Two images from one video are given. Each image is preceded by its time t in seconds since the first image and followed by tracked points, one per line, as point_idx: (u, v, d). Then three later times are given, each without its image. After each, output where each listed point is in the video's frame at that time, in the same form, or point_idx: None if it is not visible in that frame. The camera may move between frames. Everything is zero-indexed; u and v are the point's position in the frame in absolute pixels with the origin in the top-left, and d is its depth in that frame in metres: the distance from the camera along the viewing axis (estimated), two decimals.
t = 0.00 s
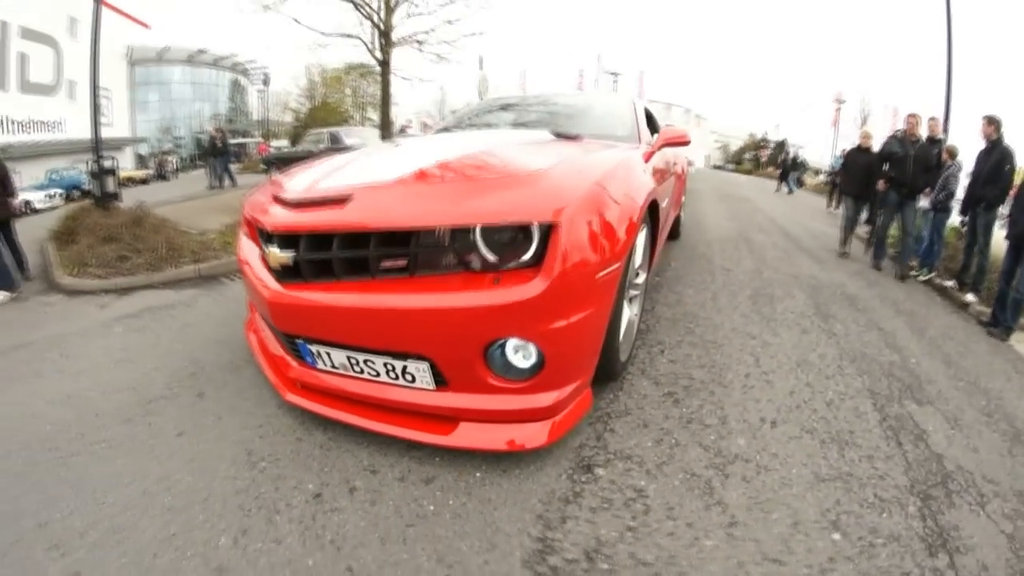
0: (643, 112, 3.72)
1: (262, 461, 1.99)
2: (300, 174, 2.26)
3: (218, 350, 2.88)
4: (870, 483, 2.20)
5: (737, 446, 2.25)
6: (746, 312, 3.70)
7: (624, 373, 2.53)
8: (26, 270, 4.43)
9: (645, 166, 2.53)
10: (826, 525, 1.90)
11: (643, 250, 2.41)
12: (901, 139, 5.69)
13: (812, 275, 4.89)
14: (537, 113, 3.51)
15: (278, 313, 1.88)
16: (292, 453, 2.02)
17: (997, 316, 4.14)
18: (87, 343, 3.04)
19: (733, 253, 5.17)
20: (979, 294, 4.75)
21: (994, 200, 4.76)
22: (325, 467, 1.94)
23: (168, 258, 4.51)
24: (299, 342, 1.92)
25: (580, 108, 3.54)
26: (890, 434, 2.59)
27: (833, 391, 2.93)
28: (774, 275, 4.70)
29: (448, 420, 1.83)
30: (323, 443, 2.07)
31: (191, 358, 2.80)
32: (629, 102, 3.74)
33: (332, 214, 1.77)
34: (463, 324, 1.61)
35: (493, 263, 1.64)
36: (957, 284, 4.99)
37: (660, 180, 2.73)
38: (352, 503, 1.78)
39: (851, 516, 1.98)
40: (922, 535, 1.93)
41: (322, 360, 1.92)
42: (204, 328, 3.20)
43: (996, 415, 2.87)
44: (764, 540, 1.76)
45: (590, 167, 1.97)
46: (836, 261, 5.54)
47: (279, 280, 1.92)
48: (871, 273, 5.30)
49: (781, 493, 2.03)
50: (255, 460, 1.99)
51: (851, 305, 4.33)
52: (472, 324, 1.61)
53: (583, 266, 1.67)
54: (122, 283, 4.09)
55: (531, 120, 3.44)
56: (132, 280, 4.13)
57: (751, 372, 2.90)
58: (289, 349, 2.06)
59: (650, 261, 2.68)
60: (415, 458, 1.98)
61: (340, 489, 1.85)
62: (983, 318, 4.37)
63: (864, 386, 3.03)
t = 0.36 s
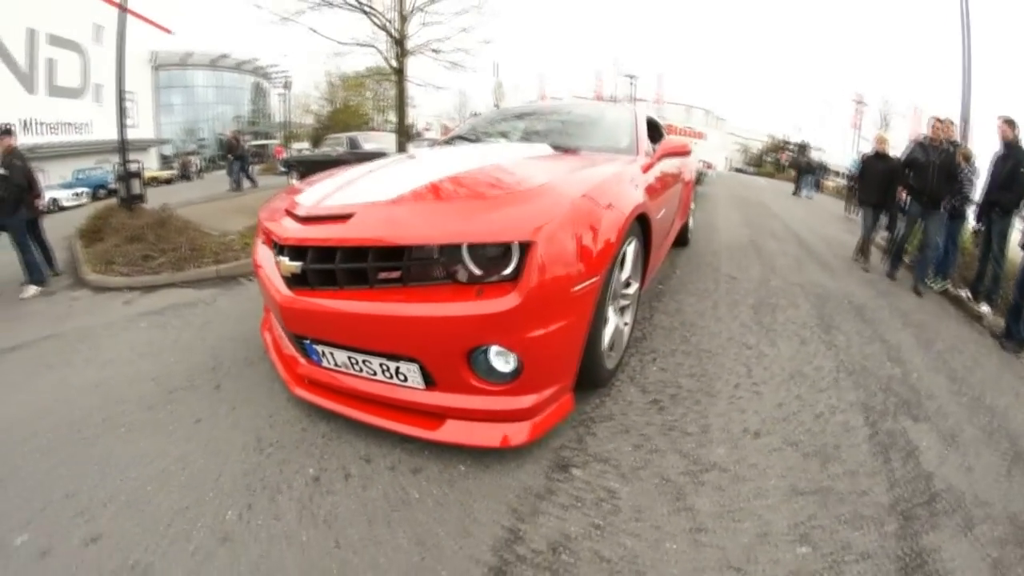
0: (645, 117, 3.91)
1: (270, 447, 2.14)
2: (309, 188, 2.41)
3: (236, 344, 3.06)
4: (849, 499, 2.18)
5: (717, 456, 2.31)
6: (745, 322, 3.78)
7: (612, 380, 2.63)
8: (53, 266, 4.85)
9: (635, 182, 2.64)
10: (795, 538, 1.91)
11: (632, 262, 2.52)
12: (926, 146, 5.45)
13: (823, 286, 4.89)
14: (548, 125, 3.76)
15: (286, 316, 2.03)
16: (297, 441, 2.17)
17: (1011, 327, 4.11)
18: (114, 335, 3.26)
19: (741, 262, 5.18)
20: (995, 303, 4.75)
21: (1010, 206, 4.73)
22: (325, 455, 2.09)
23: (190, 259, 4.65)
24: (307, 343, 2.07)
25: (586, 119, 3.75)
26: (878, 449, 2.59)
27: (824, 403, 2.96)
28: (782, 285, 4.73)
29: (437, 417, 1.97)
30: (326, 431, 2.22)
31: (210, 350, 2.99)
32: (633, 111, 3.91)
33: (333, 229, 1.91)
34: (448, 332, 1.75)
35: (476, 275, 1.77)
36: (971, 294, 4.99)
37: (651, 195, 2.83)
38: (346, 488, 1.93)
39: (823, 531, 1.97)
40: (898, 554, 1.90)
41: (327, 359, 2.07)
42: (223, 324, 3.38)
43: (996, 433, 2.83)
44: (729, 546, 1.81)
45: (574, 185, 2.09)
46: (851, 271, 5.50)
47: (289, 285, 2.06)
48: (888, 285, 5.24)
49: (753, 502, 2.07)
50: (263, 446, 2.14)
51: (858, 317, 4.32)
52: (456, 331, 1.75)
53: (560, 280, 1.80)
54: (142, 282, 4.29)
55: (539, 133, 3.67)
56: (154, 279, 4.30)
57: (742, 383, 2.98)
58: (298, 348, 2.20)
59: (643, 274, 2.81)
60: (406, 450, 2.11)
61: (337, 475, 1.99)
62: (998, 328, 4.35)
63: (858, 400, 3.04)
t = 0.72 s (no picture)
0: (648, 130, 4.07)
1: (275, 433, 2.33)
2: (319, 200, 2.62)
3: (250, 338, 3.25)
4: (814, 519, 2.20)
5: (688, 467, 2.40)
6: (738, 338, 3.87)
7: (594, 388, 2.78)
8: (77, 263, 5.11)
9: (622, 201, 2.80)
10: (750, 551, 1.97)
11: (616, 278, 2.68)
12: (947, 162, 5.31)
13: (827, 305, 4.92)
14: (562, 135, 3.99)
15: (291, 317, 2.23)
16: (299, 429, 2.35)
17: (1016, 356, 3.99)
18: (138, 325, 3.51)
19: (745, 278, 5.21)
20: (1002, 330, 4.65)
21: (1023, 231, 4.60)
22: (322, 442, 2.27)
23: (209, 258, 4.74)
24: (309, 341, 2.27)
25: (594, 132, 3.95)
26: (854, 472, 2.59)
27: (805, 423, 2.99)
28: (784, 302, 4.79)
29: (422, 415, 2.16)
30: (326, 420, 2.42)
31: (226, 341, 3.21)
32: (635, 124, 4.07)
33: (335, 240, 2.11)
34: (432, 337, 1.94)
35: (460, 287, 1.96)
36: (979, 319, 4.91)
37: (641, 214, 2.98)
38: (337, 473, 2.11)
39: (781, 547, 2.02)
40: None
41: (326, 356, 2.26)
42: (238, 318, 3.58)
43: (985, 464, 2.76)
44: (680, 553, 1.91)
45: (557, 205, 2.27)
46: (862, 291, 5.47)
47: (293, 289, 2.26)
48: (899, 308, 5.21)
49: (713, 514, 2.14)
50: (269, 432, 2.33)
51: (857, 338, 4.34)
52: (440, 336, 1.93)
53: (535, 293, 1.98)
54: (162, 280, 4.43)
55: (550, 144, 3.90)
56: (174, 278, 4.43)
57: (724, 398, 3.06)
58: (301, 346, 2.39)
59: (631, 289, 2.98)
60: (395, 441, 2.28)
61: (331, 461, 2.17)
62: (1004, 355, 4.24)
63: (840, 421, 3.06)
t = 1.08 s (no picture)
0: (652, 140, 4.26)
1: (286, 427, 2.52)
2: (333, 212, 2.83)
3: (267, 336, 3.44)
4: (795, 529, 2.24)
5: (672, 473, 2.48)
6: (737, 347, 3.93)
7: (588, 395, 2.91)
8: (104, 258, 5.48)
9: (619, 215, 2.93)
10: (724, 557, 2.04)
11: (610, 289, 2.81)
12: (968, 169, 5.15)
13: (834, 314, 4.92)
14: (577, 145, 4.24)
15: (304, 321, 2.42)
16: (309, 424, 2.53)
17: None
18: (163, 322, 3.73)
19: (753, 286, 5.24)
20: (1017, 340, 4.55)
21: None
22: (329, 437, 2.45)
23: (231, 260, 4.90)
24: (319, 342, 2.45)
25: (602, 143, 4.16)
26: (842, 484, 2.60)
27: (797, 433, 3.00)
28: (791, 311, 4.82)
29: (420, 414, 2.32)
30: (335, 415, 2.60)
31: (244, 339, 3.40)
32: (637, 137, 4.26)
33: (343, 250, 2.30)
34: (428, 342, 2.11)
35: (454, 297, 2.12)
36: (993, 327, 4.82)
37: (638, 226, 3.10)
38: (341, 465, 2.28)
39: (755, 554, 2.07)
40: None
41: (334, 357, 2.44)
42: (257, 317, 3.77)
43: (984, 477, 2.77)
44: (654, 555, 2.00)
45: (549, 220, 2.41)
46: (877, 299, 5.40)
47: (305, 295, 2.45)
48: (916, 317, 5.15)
49: (691, 519, 2.21)
50: (281, 426, 2.52)
51: (863, 348, 4.35)
52: (434, 342, 2.10)
53: (523, 303, 2.13)
54: (187, 278, 4.63)
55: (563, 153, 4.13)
56: (199, 277, 4.62)
57: (716, 406, 3.11)
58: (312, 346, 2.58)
59: (628, 299, 3.12)
60: (396, 438, 2.44)
61: (335, 454, 2.35)
62: (1016, 366, 4.16)
63: (834, 431, 3.06)
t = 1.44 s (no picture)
0: (655, 155, 4.43)
1: (290, 417, 2.76)
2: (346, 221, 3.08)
3: (279, 332, 3.69)
4: (763, 541, 2.27)
5: (648, 481, 2.56)
6: (731, 362, 4.00)
7: (574, 403, 3.05)
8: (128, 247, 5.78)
9: (611, 231, 3.10)
10: (687, 563, 2.09)
11: (598, 303, 2.99)
12: (981, 188, 4.93)
13: (836, 331, 4.92)
14: (587, 157, 4.46)
15: (314, 321, 2.67)
16: (311, 415, 2.77)
17: None
18: (183, 314, 4.02)
19: (756, 301, 5.31)
20: None
21: None
22: (329, 428, 2.68)
23: (250, 258, 5.16)
24: (325, 341, 2.69)
25: (608, 157, 4.35)
26: (818, 501, 2.61)
27: (778, 449, 3.03)
28: (792, 327, 4.87)
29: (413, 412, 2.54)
30: (336, 408, 2.84)
31: (257, 334, 3.66)
32: (641, 151, 4.43)
33: (350, 259, 2.54)
34: (420, 346, 2.32)
35: (445, 306, 2.33)
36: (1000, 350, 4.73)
37: (631, 243, 3.27)
38: (337, 454, 2.52)
39: (717, 562, 2.12)
40: None
41: (338, 355, 2.68)
42: (272, 313, 4.03)
43: (972, 504, 2.75)
44: (617, 554, 2.07)
45: (538, 236, 2.60)
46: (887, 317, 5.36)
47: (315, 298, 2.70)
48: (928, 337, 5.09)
49: (658, 524, 2.27)
50: (285, 416, 2.77)
51: (861, 367, 4.34)
52: (425, 347, 2.32)
53: (507, 314, 2.33)
54: (206, 274, 4.90)
55: (570, 167, 4.33)
56: (217, 273, 4.89)
57: (699, 419, 3.18)
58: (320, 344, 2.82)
59: (619, 313, 3.29)
60: (390, 432, 2.66)
61: (333, 444, 2.58)
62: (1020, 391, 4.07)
63: (817, 449, 3.08)
